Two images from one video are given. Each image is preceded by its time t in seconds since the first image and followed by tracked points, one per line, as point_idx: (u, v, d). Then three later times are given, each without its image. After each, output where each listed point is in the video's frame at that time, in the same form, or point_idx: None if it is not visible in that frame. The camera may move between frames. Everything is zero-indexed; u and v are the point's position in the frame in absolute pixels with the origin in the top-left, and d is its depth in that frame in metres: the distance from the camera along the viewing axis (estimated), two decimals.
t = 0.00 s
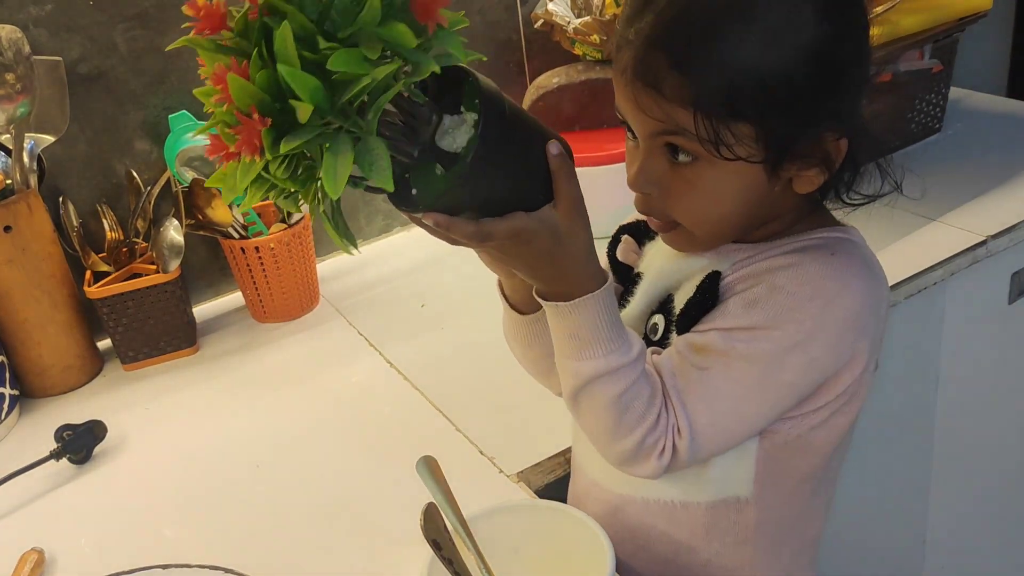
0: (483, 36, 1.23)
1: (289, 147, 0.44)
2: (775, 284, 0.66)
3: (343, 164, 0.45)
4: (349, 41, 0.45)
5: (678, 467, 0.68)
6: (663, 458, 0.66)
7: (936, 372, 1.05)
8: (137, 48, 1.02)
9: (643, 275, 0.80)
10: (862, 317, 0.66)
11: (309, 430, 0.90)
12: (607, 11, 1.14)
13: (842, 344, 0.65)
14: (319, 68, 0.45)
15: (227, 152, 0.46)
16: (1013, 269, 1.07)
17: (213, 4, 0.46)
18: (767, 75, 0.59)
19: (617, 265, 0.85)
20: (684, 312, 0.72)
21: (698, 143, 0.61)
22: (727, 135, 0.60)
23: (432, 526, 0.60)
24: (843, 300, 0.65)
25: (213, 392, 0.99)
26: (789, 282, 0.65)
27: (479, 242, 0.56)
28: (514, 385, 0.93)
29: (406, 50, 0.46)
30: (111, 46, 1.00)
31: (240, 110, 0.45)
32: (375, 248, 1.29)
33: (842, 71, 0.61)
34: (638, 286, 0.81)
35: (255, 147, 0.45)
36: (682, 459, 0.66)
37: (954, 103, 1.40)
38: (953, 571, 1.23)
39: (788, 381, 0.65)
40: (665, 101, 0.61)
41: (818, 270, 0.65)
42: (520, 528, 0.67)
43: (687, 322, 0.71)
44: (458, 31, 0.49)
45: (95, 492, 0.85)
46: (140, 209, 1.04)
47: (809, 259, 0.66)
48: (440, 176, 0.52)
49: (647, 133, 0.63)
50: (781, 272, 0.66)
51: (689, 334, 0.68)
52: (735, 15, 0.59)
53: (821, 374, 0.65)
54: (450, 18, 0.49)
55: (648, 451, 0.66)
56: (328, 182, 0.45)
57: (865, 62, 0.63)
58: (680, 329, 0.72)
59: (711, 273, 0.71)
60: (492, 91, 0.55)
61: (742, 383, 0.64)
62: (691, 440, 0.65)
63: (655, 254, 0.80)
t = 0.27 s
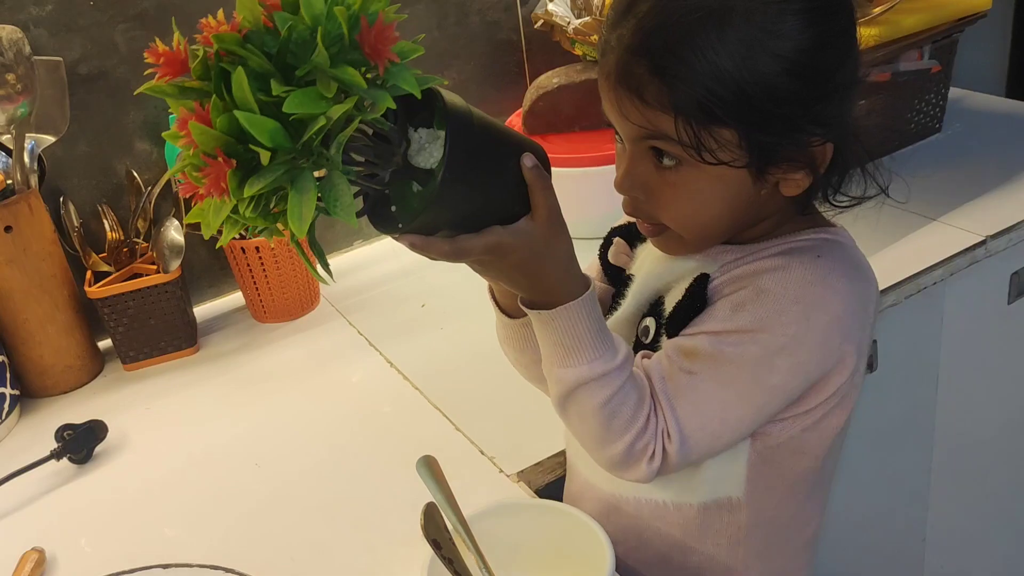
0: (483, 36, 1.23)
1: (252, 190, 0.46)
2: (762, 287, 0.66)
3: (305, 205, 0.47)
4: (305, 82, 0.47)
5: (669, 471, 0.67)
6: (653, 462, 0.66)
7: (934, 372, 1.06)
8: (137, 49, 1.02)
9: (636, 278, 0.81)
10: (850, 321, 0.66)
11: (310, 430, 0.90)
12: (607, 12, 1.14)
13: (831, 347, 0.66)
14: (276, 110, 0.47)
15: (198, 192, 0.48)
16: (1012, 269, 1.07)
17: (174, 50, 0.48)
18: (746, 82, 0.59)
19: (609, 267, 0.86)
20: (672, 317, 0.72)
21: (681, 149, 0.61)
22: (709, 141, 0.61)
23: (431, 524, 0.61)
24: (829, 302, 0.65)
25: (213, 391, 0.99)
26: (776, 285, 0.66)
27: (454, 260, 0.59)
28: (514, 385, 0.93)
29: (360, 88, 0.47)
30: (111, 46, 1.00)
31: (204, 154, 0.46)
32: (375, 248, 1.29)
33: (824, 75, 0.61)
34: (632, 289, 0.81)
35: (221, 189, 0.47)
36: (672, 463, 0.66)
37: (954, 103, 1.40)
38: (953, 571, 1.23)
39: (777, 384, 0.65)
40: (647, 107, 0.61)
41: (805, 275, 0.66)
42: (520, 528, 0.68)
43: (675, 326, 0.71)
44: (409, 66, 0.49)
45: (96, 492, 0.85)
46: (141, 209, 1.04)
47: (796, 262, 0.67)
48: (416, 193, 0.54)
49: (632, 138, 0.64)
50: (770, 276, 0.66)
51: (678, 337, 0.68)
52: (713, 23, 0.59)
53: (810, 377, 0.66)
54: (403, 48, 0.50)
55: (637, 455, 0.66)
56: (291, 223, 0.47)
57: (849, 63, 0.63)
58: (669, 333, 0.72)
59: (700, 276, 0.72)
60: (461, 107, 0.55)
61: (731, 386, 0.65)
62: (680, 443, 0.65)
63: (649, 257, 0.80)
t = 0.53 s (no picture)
0: (483, 36, 1.23)
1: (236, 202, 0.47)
2: (760, 291, 0.66)
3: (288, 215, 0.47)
4: (285, 93, 0.47)
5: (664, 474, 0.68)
6: (648, 465, 0.66)
7: (935, 372, 1.05)
8: (137, 49, 1.02)
9: (636, 278, 0.81)
10: (849, 325, 0.66)
11: (310, 430, 0.90)
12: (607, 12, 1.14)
13: (829, 352, 0.65)
14: (257, 121, 0.47)
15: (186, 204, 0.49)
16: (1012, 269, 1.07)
17: (157, 65, 0.48)
18: (715, 90, 0.59)
19: (610, 267, 0.87)
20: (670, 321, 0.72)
21: (658, 159, 0.62)
22: (684, 149, 0.61)
23: (431, 523, 0.62)
24: (829, 308, 0.65)
25: (213, 391, 0.99)
26: (774, 289, 0.66)
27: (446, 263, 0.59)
28: (514, 385, 0.93)
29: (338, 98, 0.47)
30: (111, 46, 1.00)
31: (189, 167, 0.47)
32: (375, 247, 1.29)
33: (799, 79, 0.61)
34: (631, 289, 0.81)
35: (207, 201, 0.47)
36: (667, 466, 0.66)
37: (954, 103, 1.40)
38: (953, 570, 1.23)
39: (773, 389, 0.65)
40: (625, 119, 0.62)
41: (804, 278, 0.66)
42: (520, 528, 0.68)
43: (671, 330, 0.72)
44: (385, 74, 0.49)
45: (96, 492, 0.85)
46: (141, 209, 1.04)
47: (796, 266, 0.66)
48: (407, 197, 0.54)
49: (614, 150, 0.64)
50: (767, 280, 0.66)
51: (677, 340, 0.68)
52: (677, 32, 0.59)
53: (807, 381, 0.65)
54: (380, 55, 0.49)
55: (631, 457, 0.66)
56: (276, 231, 0.47)
57: (824, 60, 0.62)
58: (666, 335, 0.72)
59: (698, 280, 0.72)
60: (445, 109, 0.55)
61: (726, 390, 0.64)
62: (675, 447, 0.65)
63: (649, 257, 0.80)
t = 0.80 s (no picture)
0: (483, 36, 1.23)
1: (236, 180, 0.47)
2: (751, 291, 0.66)
3: (284, 198, 0.47)
4: (291, 78, 0.48)
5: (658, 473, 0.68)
6: (642, 464, 0.66)
7: (934, 372, 1.05)
8: (137, 49, 1.02)
9: (631, 277, 0.81)
10: (841, 325, 0.66)
11: (310, 430, 0.90)
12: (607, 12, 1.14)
13: (822, 352, 0.65)
14: (260, 104, 0.47)
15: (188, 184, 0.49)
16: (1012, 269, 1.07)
17: (168, 45, 0.48)
18: (695, 102, 0.59)
19: (607, 268, 0.87)
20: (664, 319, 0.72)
21: (641, 167, 0.62)
22: (665, 157, 0.61)
23: (431, 523, 0.61)
24: (820, 306, 0.65)
25: (213, 391, 0.99)
26: (765, 289, 0.66)
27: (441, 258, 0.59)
28: (514, 384, 0.93)
29: (341, 86, 0.48)
30: (111, 46, 1.00)
31: (194, 145, 0.47)
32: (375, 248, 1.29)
33: (779, 86, 0.61)
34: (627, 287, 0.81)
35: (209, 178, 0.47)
36: (662, 465, 0.66)
37: (954, 103, 1.40)
38: (953, 570, 1.23)
39: (765, 389, 0.65)
40: (604, 130, 0.62)
41: (795, 279, 0.66)
42: (520, 528, 0.68)
43: (667, 329, 0.72)
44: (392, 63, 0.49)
45: (96, 492, 0.85)
46: (141, 210, 1.04)
47: (786, 266, 0.67)
48: (408, 190, 0.53)
49: (598, 160, 0.64)
50: (757, 281, 0.67)
51: (669, 341, 0.69)
52: (652, 41, 0.59)
53: (800, 381, 0.65)
54: (386, 48, 0.49)
55: (626, 457, 0.66)
56: (272, 213, 0.47)
57: (801, 60, 0.62)
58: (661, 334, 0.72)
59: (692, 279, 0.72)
60: (448, 104, 0.55)
61: (719, 391, 0.64)
62: (669, 446, 0.65)
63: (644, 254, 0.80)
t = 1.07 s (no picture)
0: (483, 36, 1.23)
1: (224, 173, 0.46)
2: (733, 295, 0.66)
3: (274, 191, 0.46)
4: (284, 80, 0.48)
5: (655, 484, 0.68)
6: (638, 479, 0.66)
7: (934, 373, 1.05)
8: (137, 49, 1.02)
9: (609, 284, 0.80)
10: (825, 321, 0.66)
11: (310, 430, 0.90)
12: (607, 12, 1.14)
13: (808, 350, 0.65)
14: (251, 101, 0.47)
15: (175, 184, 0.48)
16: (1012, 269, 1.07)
17: (161, 46, 0.49)
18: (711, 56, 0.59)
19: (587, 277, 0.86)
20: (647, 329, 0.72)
21: (647, 108, 0.60)
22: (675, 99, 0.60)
23: (431, 523, 0.62)
24: (801, 304, 0.65)
25: (213, 391, 0.99)
26: (744, 293, 0.66)
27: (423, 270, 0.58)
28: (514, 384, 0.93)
29: (336, 84, 0.48)
30: (111, 46, 1.00)
31: (182, 142, 0.47)
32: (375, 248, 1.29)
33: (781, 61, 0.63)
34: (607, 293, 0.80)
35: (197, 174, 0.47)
36: (658, 477, 0.66)
37: (954, 103, 1.40)
38: (952, 570, 1.23)
39: (753, 393, 0.65)
40: (614, 64, 0.60)
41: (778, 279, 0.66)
42: (520, 528, 0.68)
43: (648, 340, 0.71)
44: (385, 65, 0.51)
45: (96, 492, 0.85)
46: (141, 210, 1.04)
47: (763, 266, 0.67)
48: (391, 206, 0.54)
49: (593, 105, 0.62)
50: (737, 285, 0.67)
51: (653, 352, 0.68)
52: None
53: (788, 380, 0.66)
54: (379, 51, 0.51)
55: (621, 473, 0.66)
56: (260, 208, 0.46)
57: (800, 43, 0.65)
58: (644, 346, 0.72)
59: (670, 286, 0.72)
60: (440, 119, 0.55)
61: (707, 398, 0.64)
62: (663, 459, 0.65)
63: (621, 261, 0.80)
